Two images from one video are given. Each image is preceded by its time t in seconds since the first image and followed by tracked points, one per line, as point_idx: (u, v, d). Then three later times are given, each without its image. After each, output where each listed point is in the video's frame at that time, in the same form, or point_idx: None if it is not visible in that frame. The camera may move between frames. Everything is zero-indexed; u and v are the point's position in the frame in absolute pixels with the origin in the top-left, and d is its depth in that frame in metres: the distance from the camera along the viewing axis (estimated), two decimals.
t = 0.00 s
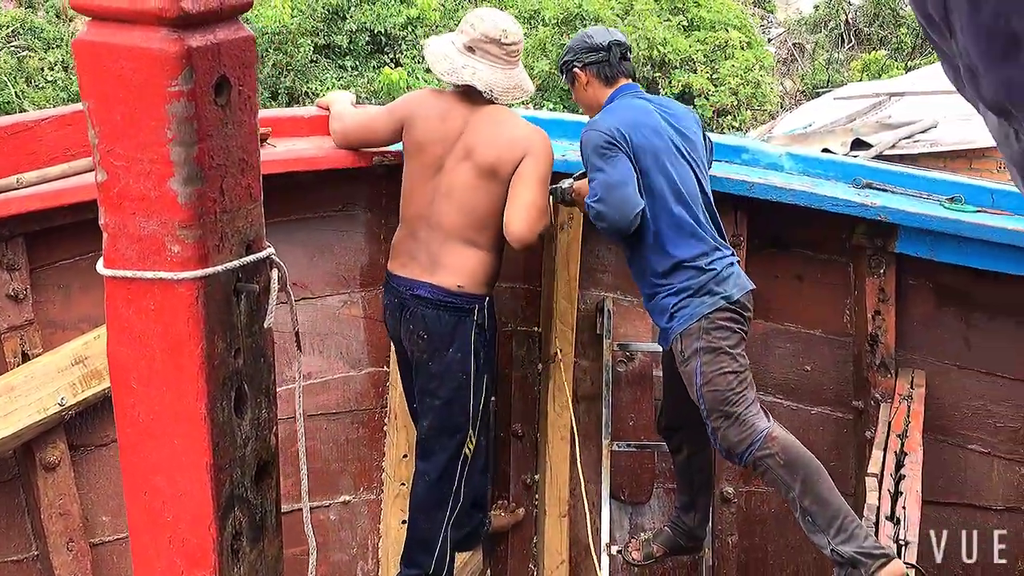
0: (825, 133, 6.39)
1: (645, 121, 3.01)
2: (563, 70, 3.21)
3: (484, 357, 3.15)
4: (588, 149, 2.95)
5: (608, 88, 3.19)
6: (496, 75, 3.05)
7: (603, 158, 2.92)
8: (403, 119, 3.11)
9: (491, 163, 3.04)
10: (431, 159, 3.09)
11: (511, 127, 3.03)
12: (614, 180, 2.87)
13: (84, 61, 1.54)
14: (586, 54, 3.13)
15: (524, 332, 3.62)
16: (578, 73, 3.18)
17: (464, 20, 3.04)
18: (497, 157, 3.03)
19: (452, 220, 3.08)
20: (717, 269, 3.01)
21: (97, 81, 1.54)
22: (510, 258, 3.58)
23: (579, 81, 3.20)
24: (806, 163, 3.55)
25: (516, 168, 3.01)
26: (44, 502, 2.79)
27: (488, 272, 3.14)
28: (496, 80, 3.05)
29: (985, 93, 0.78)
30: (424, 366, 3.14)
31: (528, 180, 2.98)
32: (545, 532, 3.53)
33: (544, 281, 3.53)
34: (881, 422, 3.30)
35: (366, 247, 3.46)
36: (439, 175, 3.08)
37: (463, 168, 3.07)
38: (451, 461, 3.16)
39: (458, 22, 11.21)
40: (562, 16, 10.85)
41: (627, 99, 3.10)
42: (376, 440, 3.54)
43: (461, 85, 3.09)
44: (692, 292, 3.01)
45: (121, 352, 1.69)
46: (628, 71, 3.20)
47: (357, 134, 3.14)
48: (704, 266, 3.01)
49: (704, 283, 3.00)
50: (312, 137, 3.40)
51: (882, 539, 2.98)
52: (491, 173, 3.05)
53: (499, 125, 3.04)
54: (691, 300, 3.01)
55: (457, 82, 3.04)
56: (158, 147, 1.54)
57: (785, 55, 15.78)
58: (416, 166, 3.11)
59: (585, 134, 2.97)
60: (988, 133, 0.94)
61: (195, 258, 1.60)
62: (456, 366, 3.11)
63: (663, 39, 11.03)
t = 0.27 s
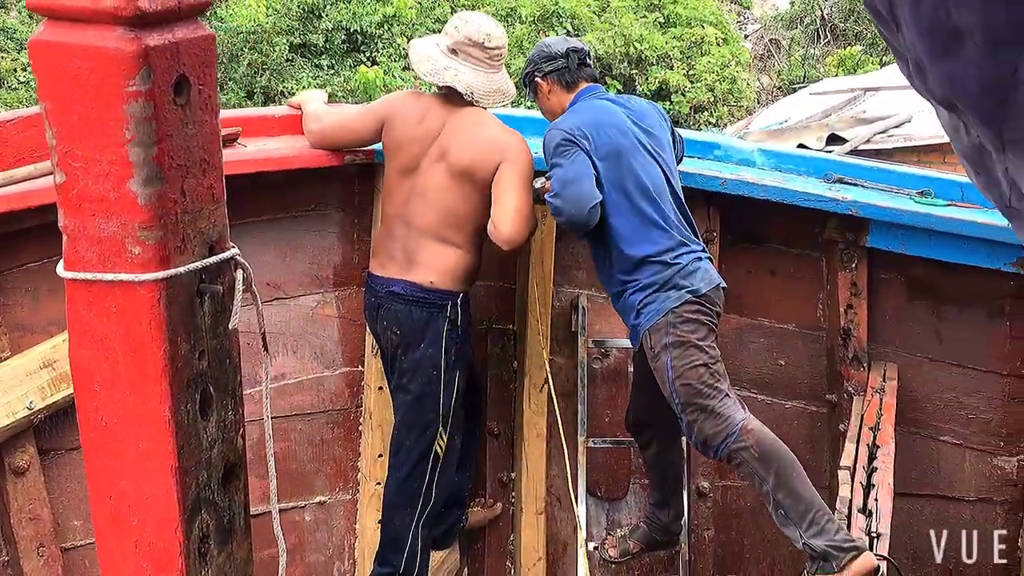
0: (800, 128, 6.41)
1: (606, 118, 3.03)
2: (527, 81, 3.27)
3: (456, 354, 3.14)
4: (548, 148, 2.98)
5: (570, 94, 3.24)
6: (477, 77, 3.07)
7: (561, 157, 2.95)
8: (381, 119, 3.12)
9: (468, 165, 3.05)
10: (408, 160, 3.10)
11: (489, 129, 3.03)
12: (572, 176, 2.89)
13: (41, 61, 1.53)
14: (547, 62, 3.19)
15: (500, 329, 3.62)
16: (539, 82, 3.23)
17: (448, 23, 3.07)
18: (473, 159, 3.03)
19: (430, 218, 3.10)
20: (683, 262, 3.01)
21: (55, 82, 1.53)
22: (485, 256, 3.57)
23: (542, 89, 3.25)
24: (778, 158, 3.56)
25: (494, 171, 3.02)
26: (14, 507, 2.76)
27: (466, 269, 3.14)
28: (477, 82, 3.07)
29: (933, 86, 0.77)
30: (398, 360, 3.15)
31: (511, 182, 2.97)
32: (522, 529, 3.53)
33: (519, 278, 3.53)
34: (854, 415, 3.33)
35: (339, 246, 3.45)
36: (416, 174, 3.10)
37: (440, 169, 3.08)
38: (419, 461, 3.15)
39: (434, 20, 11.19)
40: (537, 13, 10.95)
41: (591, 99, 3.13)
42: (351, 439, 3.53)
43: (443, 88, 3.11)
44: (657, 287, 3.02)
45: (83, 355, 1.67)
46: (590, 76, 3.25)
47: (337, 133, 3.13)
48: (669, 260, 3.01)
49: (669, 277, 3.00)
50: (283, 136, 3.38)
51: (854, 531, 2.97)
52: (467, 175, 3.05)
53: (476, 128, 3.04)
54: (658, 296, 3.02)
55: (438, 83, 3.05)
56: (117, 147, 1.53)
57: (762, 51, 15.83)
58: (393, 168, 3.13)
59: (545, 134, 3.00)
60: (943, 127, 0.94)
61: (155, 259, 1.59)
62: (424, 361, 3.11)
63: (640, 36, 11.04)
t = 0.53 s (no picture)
0: (786, 121, 6.41)
1: (603, 112, 3.01)
2: (521, 63, 3.21)
3: (435, 357, 3.12)
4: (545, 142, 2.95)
5: (567, 80, 3.19)
6: (439, 69, 2.99)
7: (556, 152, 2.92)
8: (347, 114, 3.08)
9: (439, 162, 3.01)
10: (378, 156, 3.06)
11: (457, 123, 2.98)
12: (568, 174, 2.87)
13: (10, 59, 1.51)
14: (546, 46, 3.13)
15: (484, 326, 3.60)
16: (536, 64, 3.18)
17: (407, 11, 2.97)
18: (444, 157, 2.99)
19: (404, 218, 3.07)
20: (677, 259, 3.02)
21: (25, 81, 1.51)
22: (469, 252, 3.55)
23: (538, 72, 3.19)
24: (761, 152, 3.56)
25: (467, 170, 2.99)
26: None
27: (441, 268, 3.12)
28: (440, 74, 2.98)
29: (899, 81, 0.77)
30: (377, 363, 3.14)
31: (482, 184, 2.95)
32: (508, 525, 3.53)
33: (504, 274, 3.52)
34: (838, 408, 3.33)
35: (322, 243, 3.43)
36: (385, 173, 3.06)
37: (411, 166, 3.04)
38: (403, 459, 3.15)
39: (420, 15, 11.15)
40: (524, 9, 10.85)
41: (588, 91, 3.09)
42: (336, 437, 3.52)
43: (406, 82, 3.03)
44: (651, 282, 3.02)
45: (58, 355, 1.65)
46: (587, 63, 3.20)
47: (308, 131, 3.12)
48: (663, 256, 3.01)
49: (664, 273, 3.01)
50: (264, 133, 3.36)
51: (837, 525, 2.96)
52: (439, 172, 3.01)
53: (445, 123, 2.99)
54: (652, 290, 3.02)
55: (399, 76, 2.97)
56: (88, 147, 1.51)
57: (748, 45, 15.83)
58: (360, 168, 3.08)
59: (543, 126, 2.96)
60: (913, 121, 0.93)
61: (130, 259, 1.57)
62: (403, 365, 3.10)
63: (626, 30, 11.02)
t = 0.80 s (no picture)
0: (781, 118, 6.39)
1: (647, 116, 2.89)
2: (541, 42, 2.99)
3: (426, 362, 3.10)
4: (590, 146, 2.82)
5: (594, 68, 3.01)
6: (400, 63, 2.85)
7: (603, 160, 2.81)
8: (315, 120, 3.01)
9: (412, 165, 2.90)
10: (350, 161, 2.97)
11: (424, 123, 2.87)
12: (616, 190, 2.80)
13: None
14: (574, 32, 2.93)
15: (479, 326, 3.59)
16: (562, 49, 2.98)
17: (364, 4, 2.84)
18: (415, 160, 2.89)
19: (383, 226, 3.00)
20: (690, 268, 3.00)
21: (14, 82, 1.50)
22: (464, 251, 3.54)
23: (561, 56, 3.00)
24: (756, 150, 3.56)
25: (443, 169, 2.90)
26: None
27: (429, 276, 3.08)
28: (400, 68, 2.85)
29: (889, 81, 0.76)
30: (371, 375, 3.12)
31: (463, 188, 2.88)
32: (504, 524, 3.53)
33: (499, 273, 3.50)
34: (833, 407, 3.33)
35: (316, 243, 3.41)
36: (358, 179, 2.98)
37: (381, 172, 2.94)
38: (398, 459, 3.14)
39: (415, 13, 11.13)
40: (519, 7, 10.86)
41: (625, 86, 2.94)
42: (331, 438, 3.50)
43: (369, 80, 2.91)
44: (664, 288, 2.98)
45: (49, 357, 1.65)
46: (614, 49, 3.02)
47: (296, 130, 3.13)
48: (677, 264, 2.99)
49: (678, 281, 2.98)
50: (258, 132, 3.34)
51: (833, 522, 2.97)
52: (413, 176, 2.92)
53: (412, 123, 2.88)
54: (662, 295, 2.98)
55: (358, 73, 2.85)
56: (78, 148, 1.50)
57: (743, 42, 15.81)
58: (332, 177, 3.01)
59: (589, 128, 2.81)
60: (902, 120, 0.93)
61: (120, 261, 1.56)
62: (392, 375, 3.07)
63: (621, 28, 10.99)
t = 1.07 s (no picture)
0: (781, 120, 6.39)
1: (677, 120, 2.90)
2: (557, 40, 2.96)
3: (418, 370, 3.09)
4: (640, 145, 2.77)
5: (613, 70, 2.99)
6: (393, 66, 2.81)
7: (657, 158, 2.78)
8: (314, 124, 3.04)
9: (393, 169, 2.86)
10: (340, 165, 2.96)
11: (410, 125, 2.82)
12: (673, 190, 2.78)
13: None
14: (595, 32, 2.90)
15: (479, 330, 3.59)
16: (581, 49, 2.94)
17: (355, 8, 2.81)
18: (397, 164, 2.84)
19: (371, 232, 2.98)
20: (698, 278, 3.01)
21: (10, 90, 1.51)
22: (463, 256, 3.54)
23: (579, 57, 2.97)
24: (754, 153, 3.56)
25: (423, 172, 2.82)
26: None
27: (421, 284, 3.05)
28: (393, 72, 2.81)
29: (882, 88, 0.76)
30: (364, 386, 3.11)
31: (438, 190, 2.78)
32: (504, 528, 3.53)
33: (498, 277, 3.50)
34: (833, 408, 3.31)
35: (315, 247, 3.41)
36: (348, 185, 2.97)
37: (368, 177, 2.91)
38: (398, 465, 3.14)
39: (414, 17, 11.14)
40: (518, 10, 10.88)
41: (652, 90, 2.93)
42: (331, 443, 3.50)
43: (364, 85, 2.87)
44: (677, 297, 2.97)
45: (46, 364, 1.64)
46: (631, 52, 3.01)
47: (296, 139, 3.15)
48: (688, 273, 2.99)
49: (687, 290, 2.98)
50: (257, 138, 3.35)
51: (833, 526, 3.00)
52: (394, 181, 2.87)
53: (398, 125, 2.83)
54: (670, 304, 2.97)
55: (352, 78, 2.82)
56: (74, 156, 1.51)
57: (743, 44, 15.79)
58: (328, 181, 3.01)
59: (637, 127, 2.77)
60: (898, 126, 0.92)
61: (118, 268, 1.56)
62: (385, 385, 3.06)
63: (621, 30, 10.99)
